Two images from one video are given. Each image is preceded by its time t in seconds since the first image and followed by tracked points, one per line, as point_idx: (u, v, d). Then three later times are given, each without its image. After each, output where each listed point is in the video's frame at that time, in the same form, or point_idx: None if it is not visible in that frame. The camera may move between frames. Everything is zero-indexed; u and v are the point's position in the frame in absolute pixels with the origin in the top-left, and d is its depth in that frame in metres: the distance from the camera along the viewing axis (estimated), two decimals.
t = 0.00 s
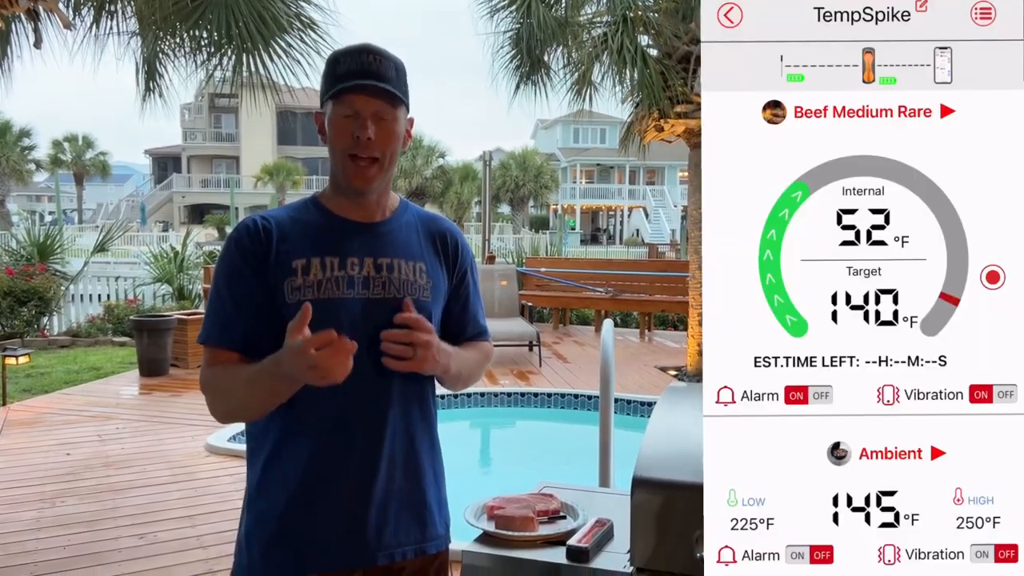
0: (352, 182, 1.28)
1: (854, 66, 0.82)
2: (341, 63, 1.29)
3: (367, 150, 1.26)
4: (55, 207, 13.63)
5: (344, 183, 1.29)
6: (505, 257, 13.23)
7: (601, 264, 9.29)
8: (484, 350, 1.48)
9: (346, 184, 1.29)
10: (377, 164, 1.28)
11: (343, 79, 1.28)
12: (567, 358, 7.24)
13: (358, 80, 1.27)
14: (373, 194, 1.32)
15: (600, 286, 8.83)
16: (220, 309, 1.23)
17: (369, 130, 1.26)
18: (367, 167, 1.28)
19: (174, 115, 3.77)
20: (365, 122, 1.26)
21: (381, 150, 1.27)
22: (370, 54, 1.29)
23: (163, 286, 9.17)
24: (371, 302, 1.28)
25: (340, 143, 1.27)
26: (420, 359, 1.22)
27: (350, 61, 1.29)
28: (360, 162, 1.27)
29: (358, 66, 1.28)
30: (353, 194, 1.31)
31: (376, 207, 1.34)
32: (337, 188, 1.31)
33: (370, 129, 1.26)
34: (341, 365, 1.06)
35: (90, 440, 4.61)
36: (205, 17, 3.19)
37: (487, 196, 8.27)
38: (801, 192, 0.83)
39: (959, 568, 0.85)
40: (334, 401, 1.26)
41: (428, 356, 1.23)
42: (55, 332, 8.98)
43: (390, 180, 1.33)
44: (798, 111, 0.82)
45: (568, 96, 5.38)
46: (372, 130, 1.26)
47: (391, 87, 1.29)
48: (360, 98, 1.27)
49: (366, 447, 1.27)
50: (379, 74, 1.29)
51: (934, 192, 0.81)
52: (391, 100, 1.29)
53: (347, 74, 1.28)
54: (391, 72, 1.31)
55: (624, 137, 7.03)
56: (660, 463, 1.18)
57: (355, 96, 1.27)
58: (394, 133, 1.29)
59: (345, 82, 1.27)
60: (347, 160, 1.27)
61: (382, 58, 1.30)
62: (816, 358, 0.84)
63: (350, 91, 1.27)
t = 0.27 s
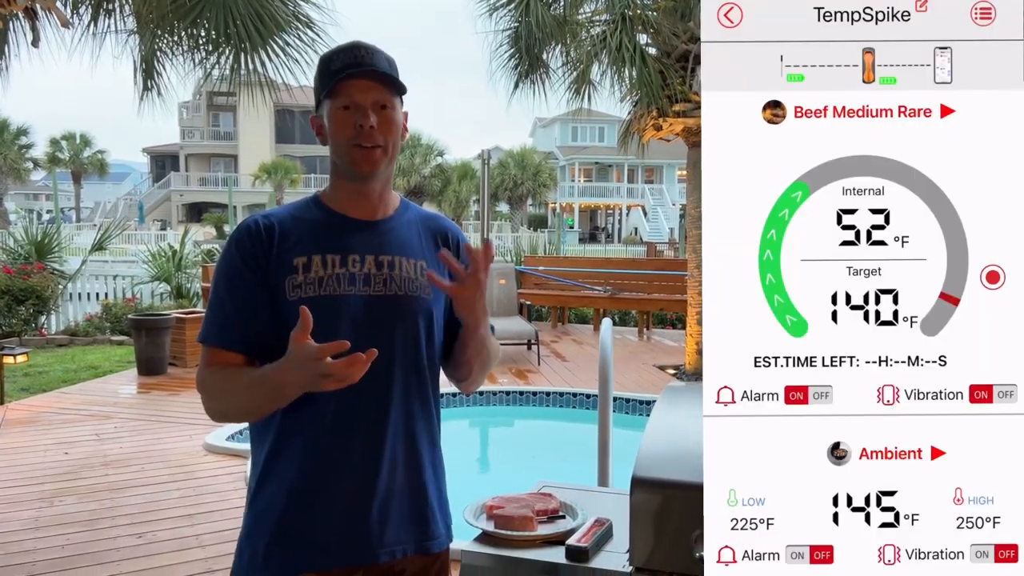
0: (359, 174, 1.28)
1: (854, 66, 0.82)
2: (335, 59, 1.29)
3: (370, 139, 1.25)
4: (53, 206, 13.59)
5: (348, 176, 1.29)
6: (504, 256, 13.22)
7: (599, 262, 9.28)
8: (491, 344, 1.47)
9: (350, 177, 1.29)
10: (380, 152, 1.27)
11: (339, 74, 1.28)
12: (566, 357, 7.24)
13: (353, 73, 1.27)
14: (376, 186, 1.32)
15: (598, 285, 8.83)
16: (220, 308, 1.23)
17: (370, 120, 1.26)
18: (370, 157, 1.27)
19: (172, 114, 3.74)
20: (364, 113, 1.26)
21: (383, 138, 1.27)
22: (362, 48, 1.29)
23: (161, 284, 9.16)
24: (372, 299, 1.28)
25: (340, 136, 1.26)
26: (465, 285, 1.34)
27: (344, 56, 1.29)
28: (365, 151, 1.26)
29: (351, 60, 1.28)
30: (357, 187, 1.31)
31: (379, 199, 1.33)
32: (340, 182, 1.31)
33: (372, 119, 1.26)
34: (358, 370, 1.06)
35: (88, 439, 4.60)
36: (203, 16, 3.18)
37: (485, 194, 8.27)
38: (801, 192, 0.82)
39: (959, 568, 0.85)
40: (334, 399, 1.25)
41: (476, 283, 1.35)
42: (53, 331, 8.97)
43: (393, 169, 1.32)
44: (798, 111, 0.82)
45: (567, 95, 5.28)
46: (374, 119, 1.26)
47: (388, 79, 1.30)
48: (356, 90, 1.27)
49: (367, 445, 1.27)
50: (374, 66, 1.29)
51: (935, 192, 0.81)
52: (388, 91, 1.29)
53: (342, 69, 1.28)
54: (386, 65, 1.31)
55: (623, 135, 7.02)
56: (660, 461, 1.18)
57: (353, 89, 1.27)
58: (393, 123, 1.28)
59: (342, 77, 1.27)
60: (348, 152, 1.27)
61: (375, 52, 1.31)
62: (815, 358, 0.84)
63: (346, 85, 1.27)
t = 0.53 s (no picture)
0: (353, 175, 1.29)
1: (854, 66, 0.82)
2: (331, 61, 1.31)
3: (362, 138, 1.26)
4: (51, 205, 13.57)
5: (343, 177, 1.29)
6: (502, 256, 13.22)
7: (598, 262, 9.29)
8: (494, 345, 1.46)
9: (345, 177, 1.29)
10: (371, 151, 1.27)
11: (334, 76, 1.29)
12: (564, 356, 7.24)
13: (348, 74, 1.28)
14: (372, 185, 1.31)
15: (597, 284, 8.84)
16: (218, 309, 1.23)
17: (365, 119, 1.26)
18: (365, 157, 1.27)
19: (169, 114, 3.72)
20: (358, 112, 1.26)
21: (376, 138, 1.27)
22: (358, 49, 1.30)
23: (159, 284, 9.15)
24: (370, 299, 1.27)
25: (335, 136, 1.27)
26: (492, 288, 1.37)
27: (339, 58, 1.30)
28: (358, 152, 1.27)
29: (346, 61, 1.29)
30: (353, 187, 1.30)
31: (376, 199, 1.33)
32: (337, 183, 1.31)
33: (363, 117, 1.26)
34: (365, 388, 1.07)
35: (86, 438, 4.60)
36: (201, 15, 3.17)
37: (483, 194, 8.27)
38: (801, 192, 0.82)
39: (959, 568, 0.85)
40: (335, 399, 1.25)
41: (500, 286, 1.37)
42: (50, 330, 8.97)
43: (388, 169, 1.32)
44: (798, 110, 0.81)
45: (566, 94, 5.31)
46: (366, 117, 1.26)
47: (385, 79, 1.30)
48: (348, 91, 1.28)
49: (368, 445, 1.26)
50: (369, 67, 1.29)
51: (934, 192, 0.81)
52: (383, 90, 1.30)
53: (337, 70, 1.29)
54: (381, 65, 1.32)
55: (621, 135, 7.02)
56: (660, 461, 1.18)
57: (347, 89, 1.28)
58: (388, 122, 1.28)
59: (337, 78, 1.28)
60: (343, 151, 1.27)
61: (370, 52, 1.31)
62: (815, 359, 0.84)
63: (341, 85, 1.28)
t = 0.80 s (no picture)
0: (355, 174, 1.28)
1: (854, 66, 0.82)
2: (336, 61, 1.31)
3: (365, 138, 1.26)
4: (49, 206, 13.54)
5: (345, 175, 1.29)
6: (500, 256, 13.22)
7: (596, 262, 9.29)
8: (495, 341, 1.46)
9: (347, 176, 1.29)
10: (374, 149, 1.27)
11: (339, 76, 1.29)
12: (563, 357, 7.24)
13: (353, 74, 1.28)
14: (374, 185, 1.31)
15: (596, 284, 8.84)
16: (219, 309, 1.23)
17: (368, 117, 1.26)
18: (367, 155, 1.27)
19: (168, 114, 3.72)
20: (362, 111, 1.26)
21: (379, 137, 1.27)
22: (363, 48, 1.31)
23: (158, 284, 9.14)
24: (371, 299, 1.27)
25: (339, 134, 1.27)
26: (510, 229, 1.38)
27: (344, 57, 1.31)
28: (361, 151, 1.27)
29: (352, 61, 1.30)
30: (355, 186, 1.30)
31: (378, 199, 1.33)
32: (339, 182, 1.31)
33: (366, 117, 1.26)
34: (355, 339, 1.08)
35: (84, 439, 4.59)
36: (200, 16, 3.16)
37: (483, 195, 8.27)
38: (801, 192, 0.82)
39: (959, 568, 0.85)
40: (335, 399, 1.25)
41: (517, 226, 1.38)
42: (48, 331, 8.96)
43: (391, 169, 1.32)
44: (798, 110, 0.81)
45: (564, 95, 5.32)
46: (369, 117, 1.26)
47: (389, 79, 1.30)
48: (352, 89, 1.28)
49: (368, 444, 1.26)
50: (374, 67, 1.30)
51: (934, 192, 0.81)
52: (387, 91, 1.30)
53: (342, 70, 1.30)
54: (387, 65, 1.32)
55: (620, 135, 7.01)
56: (660, 462, 1.18)
57: (352, 89, 1.28)
58: (391, 122, 1.29)
59: (342, 78, 1.29)
60: (346, 150, 1.27)
61: (376, 53, 1.32)
62: (815, 359, 0.84)
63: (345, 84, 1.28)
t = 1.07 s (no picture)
0: (360, 184, 1.29)
1: (854, 66, 0.82)
2: (345, 65, 1.30)
3: (373, 149, 1.26)
4: (48, 207, 13.53)
5: (350, 184, 1.30)
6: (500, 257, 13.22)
7: (596, 262, 9.29)
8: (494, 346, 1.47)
9: (352, 184, 1.29)
10: (383, 161, 1.27)
11: (348, 82, 1.29)
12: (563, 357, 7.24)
13: (363, 83, 1.28)
14: (378, 193, 1.32)
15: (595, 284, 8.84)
16: (220, 311, 1.23)
17: (376, 129, 1.26)
18: (373, 167, 1.27)
19: (167, 113, 3.72)
20: (370, 122, 1.26)
21: (387, 149, 1.27)
22: (373, 55, 1.30)
23: (157, 285, 9.14)
24: (371, 304, 1.27)
25: (345, 143, 1.27)
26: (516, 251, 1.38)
27: (353, 63, 1.30)
28: (368, 161, 1.27)
29: (361, 68, 1.29)
30: (359, 193, 1.30)
31: (382, 205, 1.33)
32: (342, 189, 1.31)
33: (376, 128, 1.26)
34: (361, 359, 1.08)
35: (84, 440, 4.59)
36: (199, 16, 3.16)
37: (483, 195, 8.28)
38: (801, 192, 0.82)
39: (959, 568, 0.85)
40: (336, 403, 1.25)
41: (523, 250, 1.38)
42: (48, 331, 8.97)
43: (396, 178, 1.33)
44: (798, 110, 0.81)
45: (563, 95, 5.38)
46: (378, 129, 1.26)
47: (397, 88, 1.30)
48: (367, 99, 1.28)
49: (369, 448, 1.26)
50: (384, 75, 1.29)
51: (934, 192, 0.81)
52: (396, 100, 1.30)
53: (351, 76, 1.29)
54: (395, 73, 1.32)
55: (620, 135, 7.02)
56: (661, 463, 1.18)
57: (359, 97, 1.28)
58: (399, 133, 1.29)
59: (350, 84, 1.28)
60: (352, 160, 1.27)
61: (386, 60, 1.31)
62: (816, 358, 0.84)
63: (354, 91, 1.27)
